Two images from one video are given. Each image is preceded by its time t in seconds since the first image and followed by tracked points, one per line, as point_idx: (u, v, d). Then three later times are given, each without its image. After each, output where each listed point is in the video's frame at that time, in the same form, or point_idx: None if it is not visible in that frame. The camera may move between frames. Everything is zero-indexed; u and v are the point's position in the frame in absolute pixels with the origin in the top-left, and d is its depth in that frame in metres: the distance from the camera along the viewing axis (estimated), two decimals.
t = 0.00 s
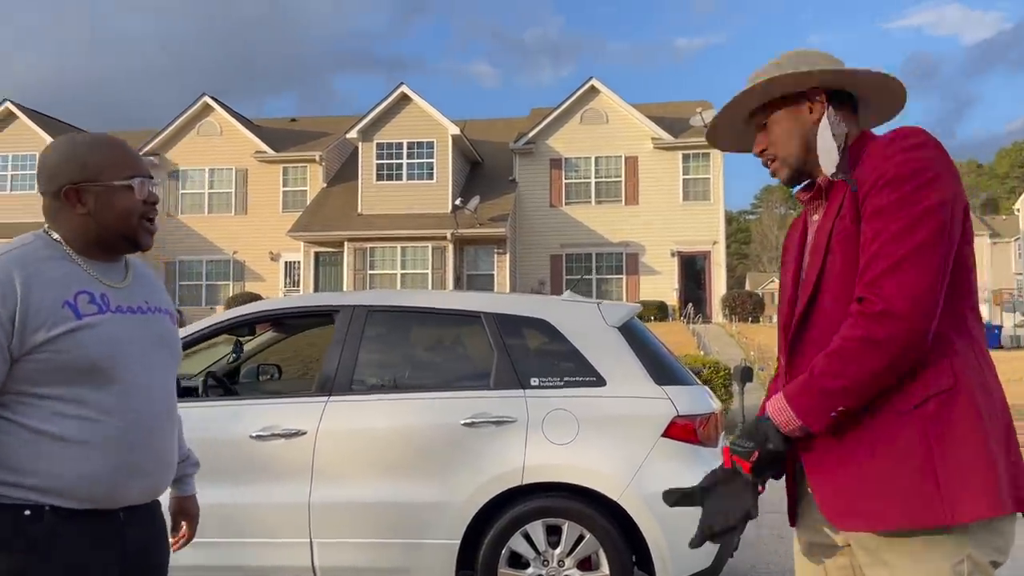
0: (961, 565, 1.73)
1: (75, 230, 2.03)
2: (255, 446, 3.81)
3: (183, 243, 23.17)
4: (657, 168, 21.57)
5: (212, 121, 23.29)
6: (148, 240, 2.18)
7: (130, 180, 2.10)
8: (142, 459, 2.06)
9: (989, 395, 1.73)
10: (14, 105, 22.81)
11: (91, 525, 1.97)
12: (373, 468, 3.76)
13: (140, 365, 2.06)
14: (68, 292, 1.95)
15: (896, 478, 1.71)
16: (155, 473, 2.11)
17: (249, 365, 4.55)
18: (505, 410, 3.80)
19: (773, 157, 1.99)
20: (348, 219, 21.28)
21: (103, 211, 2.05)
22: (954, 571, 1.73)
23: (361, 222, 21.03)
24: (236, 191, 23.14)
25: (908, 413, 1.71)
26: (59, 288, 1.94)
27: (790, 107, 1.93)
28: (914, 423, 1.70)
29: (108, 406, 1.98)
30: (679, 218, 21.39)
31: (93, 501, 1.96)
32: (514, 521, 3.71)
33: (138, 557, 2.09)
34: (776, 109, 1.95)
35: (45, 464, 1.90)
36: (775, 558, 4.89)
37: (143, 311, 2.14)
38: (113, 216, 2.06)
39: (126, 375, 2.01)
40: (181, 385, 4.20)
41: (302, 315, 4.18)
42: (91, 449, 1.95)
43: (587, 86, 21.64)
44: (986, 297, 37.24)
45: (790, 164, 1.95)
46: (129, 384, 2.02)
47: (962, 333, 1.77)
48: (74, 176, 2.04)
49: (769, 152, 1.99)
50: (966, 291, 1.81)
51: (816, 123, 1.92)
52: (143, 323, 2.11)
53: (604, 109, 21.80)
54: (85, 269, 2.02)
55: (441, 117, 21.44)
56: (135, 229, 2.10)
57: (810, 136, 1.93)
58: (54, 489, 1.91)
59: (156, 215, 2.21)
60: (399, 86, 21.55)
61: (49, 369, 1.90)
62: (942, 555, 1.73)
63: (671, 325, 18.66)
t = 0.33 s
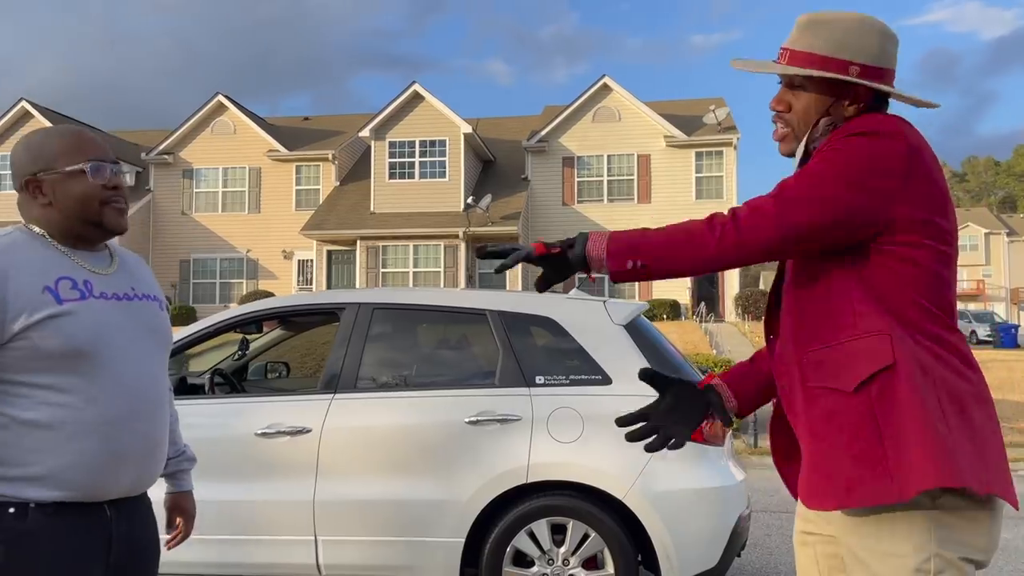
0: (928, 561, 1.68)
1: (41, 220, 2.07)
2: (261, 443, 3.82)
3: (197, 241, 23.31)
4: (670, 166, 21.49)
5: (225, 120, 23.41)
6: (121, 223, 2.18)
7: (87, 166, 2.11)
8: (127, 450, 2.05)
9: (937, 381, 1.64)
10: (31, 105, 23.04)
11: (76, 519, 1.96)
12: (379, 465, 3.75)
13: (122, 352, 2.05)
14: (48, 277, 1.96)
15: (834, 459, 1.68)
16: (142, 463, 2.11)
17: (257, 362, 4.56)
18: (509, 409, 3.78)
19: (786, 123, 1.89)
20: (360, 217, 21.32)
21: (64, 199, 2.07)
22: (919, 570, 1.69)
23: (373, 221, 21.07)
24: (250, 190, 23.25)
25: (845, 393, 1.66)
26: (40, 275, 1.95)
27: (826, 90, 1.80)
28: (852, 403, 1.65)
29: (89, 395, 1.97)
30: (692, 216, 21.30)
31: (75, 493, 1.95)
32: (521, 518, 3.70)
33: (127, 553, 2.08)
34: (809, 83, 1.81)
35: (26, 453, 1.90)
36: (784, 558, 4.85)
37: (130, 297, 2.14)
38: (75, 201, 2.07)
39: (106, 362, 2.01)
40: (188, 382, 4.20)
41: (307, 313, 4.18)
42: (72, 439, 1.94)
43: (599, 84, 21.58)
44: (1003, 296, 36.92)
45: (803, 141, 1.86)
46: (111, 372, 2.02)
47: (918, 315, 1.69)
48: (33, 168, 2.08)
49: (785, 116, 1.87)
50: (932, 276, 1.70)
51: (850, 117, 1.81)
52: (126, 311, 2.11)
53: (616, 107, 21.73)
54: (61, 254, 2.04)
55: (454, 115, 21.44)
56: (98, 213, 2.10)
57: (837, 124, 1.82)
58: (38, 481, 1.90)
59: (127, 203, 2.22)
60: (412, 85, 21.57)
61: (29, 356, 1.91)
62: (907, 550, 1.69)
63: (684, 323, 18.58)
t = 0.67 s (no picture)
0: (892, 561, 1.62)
1: (27, 217, 2.08)
2: (268, 441, 3.83)
3: (209, 240, 23.41)
4: (681, 166, 21.42)
5: (237, 120, 23.51)
6: (105, 214, 2.20)
7: (68, 156, 2.12)
8: (122, 447, 2.05)
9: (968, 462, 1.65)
10: (45, 104, 23.24)
11: (75, 518, 1.97)
12: (385, 465, 3.75)
13: (113, 348, 2.05)
14: (33, 276, 1.97)
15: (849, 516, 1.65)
16: (138, 461, 2.10)
17: (265, 362, 4.57)
18: (516, 408, 3.78)
19: (768, 114, 1.91)
20: (371, 216, 21.36)
21: (47, 192, 2.08)
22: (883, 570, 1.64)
23: (384, 220, 21.10)
24: (261, 189, 23.33)
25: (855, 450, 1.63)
26: (25, 273, 1.96)
27: (804, 74, 1.83)
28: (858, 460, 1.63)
29: (81, 392, 1.97)
30: (703, 215, 21.22)
31: (69, 491, 1.96)
32: (527, 518, 3.69)
33: (128, 551, 2.09)
34: (787, 67, 1.84)
35: (19, 452, 1.91)
36: (793, 560, 4.81)
37: (119, 292, 2.14)
38: (58, 193, 2.08)
39: (97, 358, 2.01)
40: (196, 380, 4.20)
41: (316, 311, 4.19)
42: (65, 436, 1.95)
43: (610, 83, 21.54)
44: (1017, 295, 36.64)
45: (782, 129, 1.88)
46: (101, 369, 2.01)
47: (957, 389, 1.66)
48: (14, 163, 2.08)
49: (766, 106, 1.90)
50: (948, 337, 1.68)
51: (827, 102, 1.83)
52: (114, 305, 2.09)
53: (627, 106, 21.68)
54: (47, 255, 2.04)
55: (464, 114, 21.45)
56: (81, 203, 2.12)
57: (815, 111, 1.84)
58: (35, 482, 1.92)
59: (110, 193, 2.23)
60: (422, 85, 21.60)
61: (18, 355, 1.91)
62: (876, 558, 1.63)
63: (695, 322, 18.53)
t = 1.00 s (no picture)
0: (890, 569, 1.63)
1: (12, 218, 2.10)
2: (276, 441, 3.84)
3: (218, 240, 23.48)
4: (690, 166, 21.39)
5: (246, 120, 23.59)
6: (88, 210, 2.19)
7: (45, 155, 2.12)
8: (118, 445, 2.05)
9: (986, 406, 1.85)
10: (55, 105, 23.36)
11: (72, 519, 1.98)
12: (391, 465, 3.76)
13: (107, 345, 2.05)
14: (18, 277, 1.97)
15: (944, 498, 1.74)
16: (139, 458, 2.11)
17: (274, 362, 4.58)
18: (524, 408, 3.77)
19: (756, 126, 2.12)
20: (380, 216, 21.39)
21: (25, 192, 2.09)
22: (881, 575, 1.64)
23: (393, 220, 21.13)
24: (270, 189, 23.40)
25: (924, 431, 1.75)
26: (10, 274, 1.97)
27: (784, 81, 2.06)
28: (929, 440, 1.75)
29: (72, 391, 1.98)
30: (712, 215, 21.18)
31: (67, 490, 1.96)
32: (535, 518, 3.69)
33: (131, 552, 2.09)
34: (769, 79, 2.07)
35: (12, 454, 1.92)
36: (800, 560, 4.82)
37: (110, 288, 2.13)
38: (33, 193, 2.09)
39: (90, 354, 2.01)
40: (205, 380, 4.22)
41: (325, 312, 4.20)
42: (59, 435, 1.95)
43: (619, 83, 21.53)
44: None
45: (769, 135, 2.08)
46: (95, 368, 2.02)
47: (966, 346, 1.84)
48: None
49: (753, 119, 2.11)
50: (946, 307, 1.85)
51: (811, 102, 2.04)
52: (106, 303, 2.09)
53: (635, 106, 21.66)
54: (35, 255, 2.05)
55: (472, 114, 21.46)
56: (57, 201, 2.11)
57: (800, 113, 2.05)
58: (33, 483, 1.93)
59: (93, 188, 2.21)
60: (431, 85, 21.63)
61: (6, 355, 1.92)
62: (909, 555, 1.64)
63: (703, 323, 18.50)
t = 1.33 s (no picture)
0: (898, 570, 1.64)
1: (35, 216, 2.10)
2: (286, 440, 3.85)
3: (225, 240, 23.54)
4: (696, 166, 21.35)
5: (254, 120, 23.64)
6: (113, 208, 2.21)
7: (73, 154, 2.14)
8: (132, 450, 2.06)
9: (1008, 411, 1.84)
10: (63, 105, 23.46)
11: (83, 522, 1.99)
12: (400, 466, 3.77)
13: (122, 350, 2.06)
14: (38, 280, 1.98)
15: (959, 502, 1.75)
16: (150, 464, 2.12)
17: (283, 362, 4.57)
18: (532, 409, 3.78)
19: (779, 129, 2.12)
20: (386, 216, 21.42)
21: (53, 189, 2.10)
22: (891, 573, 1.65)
23: (399, 220, 21.16)
24: (277, 189, 23.45)
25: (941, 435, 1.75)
26: (29, 277, 1.97)
27: (806, 84, 2.06)
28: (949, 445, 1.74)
29: (88, 395, 1.99)
30: (718, 215, 21.14)
31: (82, 494, 1.98)
32: (543, 519, 3.69)
33: (141, 556, 2.10)
34: (791, 82, 2.08)
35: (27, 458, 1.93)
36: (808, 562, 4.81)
37: (127, 292, 2.14)
38: (63, 190, 2.10)
39: (107, 359, 2.02)
40: (215, 379, 4.24)
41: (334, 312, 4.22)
42: (74, 440, 1.97)
43: (625, 83, 21.51)
44: None
45: (793, 136, 2.08)
46: (110, 373, 2.03)
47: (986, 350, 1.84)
48: (19, 166, 2.11)
49: (776, 122, 2.12)
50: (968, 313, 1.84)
51: (833, 103, 2.04)
52: (121, 308, 2.10)
53: (641, 106, 21.64)
54: (52, 256, 2.06)
55: (479, 115, 21.47)
56: (88, 197, 2.13)
57: (822, 114, 2.05)
58: (46, 486, 1.94)
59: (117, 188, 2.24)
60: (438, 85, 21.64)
61: (23, 357, 1.93)
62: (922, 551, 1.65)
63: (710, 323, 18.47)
